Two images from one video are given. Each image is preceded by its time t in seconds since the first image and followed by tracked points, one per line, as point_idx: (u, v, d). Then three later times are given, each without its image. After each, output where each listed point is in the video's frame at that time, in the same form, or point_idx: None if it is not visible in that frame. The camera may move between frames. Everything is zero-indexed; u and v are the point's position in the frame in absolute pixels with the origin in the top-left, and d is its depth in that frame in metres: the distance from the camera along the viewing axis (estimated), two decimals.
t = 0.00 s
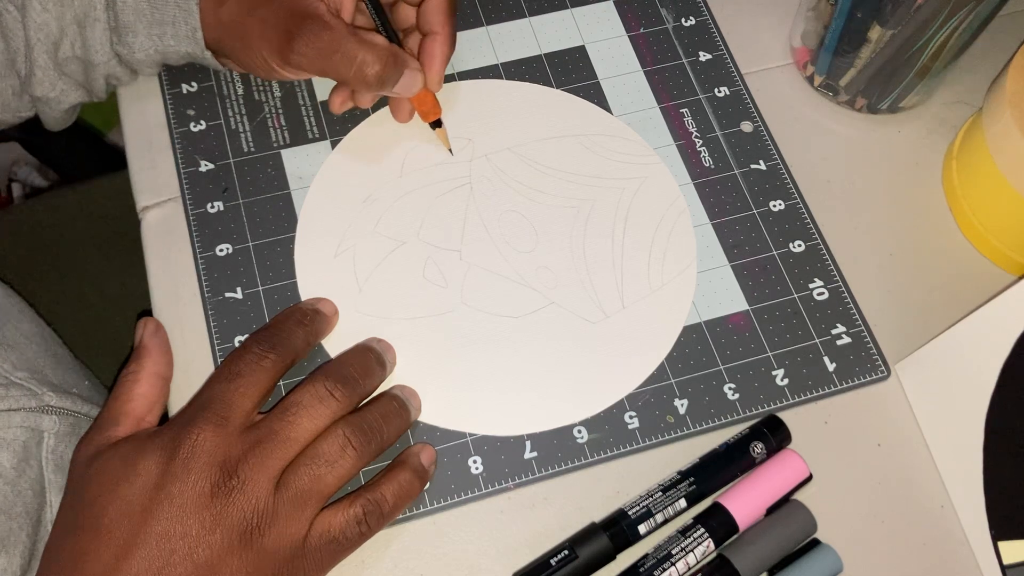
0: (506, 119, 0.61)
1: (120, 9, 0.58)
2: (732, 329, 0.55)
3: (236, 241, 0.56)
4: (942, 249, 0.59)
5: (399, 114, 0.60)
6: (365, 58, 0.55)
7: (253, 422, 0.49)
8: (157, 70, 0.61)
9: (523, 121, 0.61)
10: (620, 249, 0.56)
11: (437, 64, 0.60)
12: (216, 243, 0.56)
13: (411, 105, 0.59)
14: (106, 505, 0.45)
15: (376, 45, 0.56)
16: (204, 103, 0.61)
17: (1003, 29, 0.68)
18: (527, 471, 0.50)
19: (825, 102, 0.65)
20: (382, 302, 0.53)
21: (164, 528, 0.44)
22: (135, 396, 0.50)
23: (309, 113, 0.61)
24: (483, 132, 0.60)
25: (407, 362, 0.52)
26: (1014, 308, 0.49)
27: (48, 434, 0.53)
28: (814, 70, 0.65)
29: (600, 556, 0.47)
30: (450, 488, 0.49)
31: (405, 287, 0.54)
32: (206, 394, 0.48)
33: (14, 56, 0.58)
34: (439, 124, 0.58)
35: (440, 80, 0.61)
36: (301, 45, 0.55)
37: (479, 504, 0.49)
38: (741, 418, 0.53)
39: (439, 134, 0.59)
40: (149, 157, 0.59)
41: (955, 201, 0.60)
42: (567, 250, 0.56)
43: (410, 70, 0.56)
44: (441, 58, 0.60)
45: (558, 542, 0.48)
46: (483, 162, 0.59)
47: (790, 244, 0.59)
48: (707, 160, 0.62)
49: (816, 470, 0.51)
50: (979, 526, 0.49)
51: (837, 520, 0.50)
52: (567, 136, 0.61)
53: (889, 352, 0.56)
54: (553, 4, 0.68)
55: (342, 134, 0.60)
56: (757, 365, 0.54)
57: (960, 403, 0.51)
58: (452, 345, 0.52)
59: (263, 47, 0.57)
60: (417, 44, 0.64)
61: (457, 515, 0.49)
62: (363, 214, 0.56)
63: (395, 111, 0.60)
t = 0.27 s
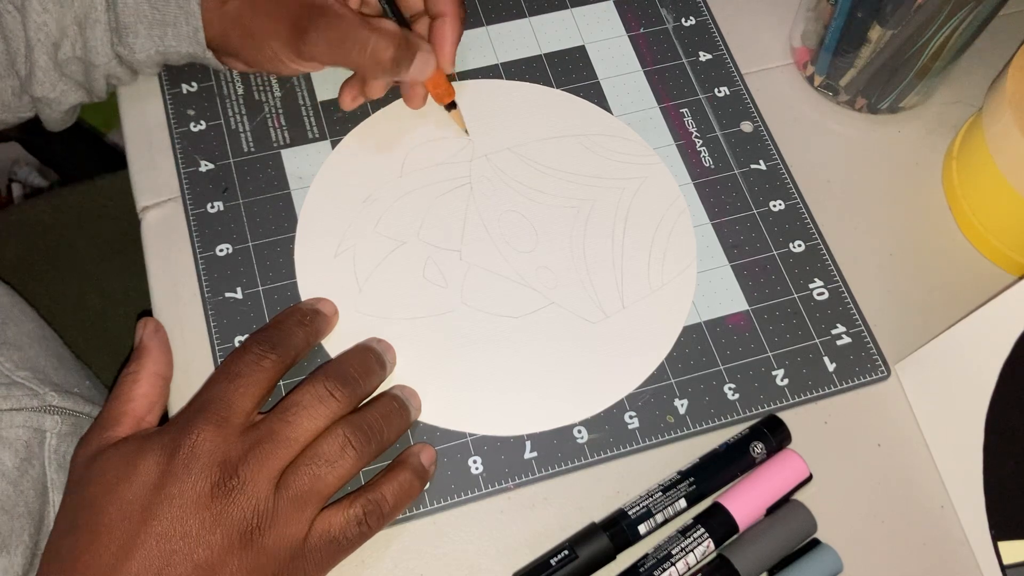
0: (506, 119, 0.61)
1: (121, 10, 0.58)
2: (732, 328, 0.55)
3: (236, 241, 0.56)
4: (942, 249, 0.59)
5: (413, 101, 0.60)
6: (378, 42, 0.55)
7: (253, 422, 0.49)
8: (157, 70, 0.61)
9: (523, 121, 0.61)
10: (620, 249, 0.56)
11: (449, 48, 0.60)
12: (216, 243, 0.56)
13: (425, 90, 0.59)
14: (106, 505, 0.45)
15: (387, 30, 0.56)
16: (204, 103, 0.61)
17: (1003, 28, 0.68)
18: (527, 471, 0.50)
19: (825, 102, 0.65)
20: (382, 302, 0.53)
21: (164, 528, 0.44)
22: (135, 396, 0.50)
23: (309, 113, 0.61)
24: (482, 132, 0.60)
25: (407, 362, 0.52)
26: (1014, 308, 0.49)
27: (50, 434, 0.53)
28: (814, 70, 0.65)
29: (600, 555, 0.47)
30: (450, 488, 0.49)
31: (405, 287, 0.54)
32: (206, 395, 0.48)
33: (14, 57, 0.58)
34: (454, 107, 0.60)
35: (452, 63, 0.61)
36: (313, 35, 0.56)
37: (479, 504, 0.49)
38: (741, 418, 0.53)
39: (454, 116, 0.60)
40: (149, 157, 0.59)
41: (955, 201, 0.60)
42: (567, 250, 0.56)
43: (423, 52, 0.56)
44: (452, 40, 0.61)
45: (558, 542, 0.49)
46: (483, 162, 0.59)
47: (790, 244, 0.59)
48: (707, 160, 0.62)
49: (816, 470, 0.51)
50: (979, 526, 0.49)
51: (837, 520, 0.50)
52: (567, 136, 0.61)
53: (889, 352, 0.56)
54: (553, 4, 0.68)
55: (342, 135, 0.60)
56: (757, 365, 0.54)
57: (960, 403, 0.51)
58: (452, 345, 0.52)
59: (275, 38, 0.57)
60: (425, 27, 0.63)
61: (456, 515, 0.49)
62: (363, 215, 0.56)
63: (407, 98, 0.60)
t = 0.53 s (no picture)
0: (506, 119, 0.61)
1: None
2: (732, 329, 0.55)
3: (236, 241, 0.56)
4: (942, 249, 0.59)
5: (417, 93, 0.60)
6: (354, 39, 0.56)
7: (253, 423, 0.49)
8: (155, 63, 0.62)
9: (523, 121, 0.61)
10: (620, 249, 0.56)
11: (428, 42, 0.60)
12: (216, 243, 0.56)
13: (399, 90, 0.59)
14: (106, 506, 0.45)
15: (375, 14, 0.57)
16: (204, 103, 0.61)
17: (1003, 28, 0.68)
18: (527, 471, 0.50)
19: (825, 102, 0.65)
20: (382, 302, 0.53)
21: (164, 529, 0.44)
22: (135, 396, 0.50)
23: (309, 113, 0.61)
24: (482, 132, 0.60)
25: (407, 362, 0.52)
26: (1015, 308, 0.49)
27: (50, 439, 0.53)
28: (814, 70, 0.65)
29: (600, 556, 0.47)
30: (450, 488, 0.49)
31: (405, 286, 0.54)
32: (206, 395, 0.48)
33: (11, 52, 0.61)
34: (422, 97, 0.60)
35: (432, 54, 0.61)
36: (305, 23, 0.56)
37: (479, 504, 0.49)
38: (741, 418, 0.53)
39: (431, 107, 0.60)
40: (149, 157, 0.59)
41: (955, 201, 0.60)
42: (567, 250, 0.56)
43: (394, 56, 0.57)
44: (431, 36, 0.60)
45: (558, 543, 0.48)
46: (483, 162, 0.59)
47: (789, 244, 0.59)
48: (707, 160, 0.62)
49: (816, 470, 0.51)
50: (979, 526, 0.49)
51: (837, 520, 0.50)
52: (567, 136, 0.61)
53: (889, 352, 0.56)
54: (553, 4, 0.68)
55: (342, 134, 0.60)
56: (757, 365, 0.54)
57: (960, 403, 0.51)
58: (452, 345, 0.52)
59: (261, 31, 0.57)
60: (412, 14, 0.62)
61: (456, 515, 0.49)
62: (363, 215, 0.56)
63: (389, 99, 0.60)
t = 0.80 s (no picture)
0: (505, 119, 0.61)
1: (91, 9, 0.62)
2: (732, 328, 0.55)
3: (236, 241, 0.56)
4: (942, 249, 0.59)
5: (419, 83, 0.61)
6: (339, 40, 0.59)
7: (252, 425, 0.49)
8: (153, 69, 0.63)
9: (524, 120, 0.61)
10: (620, 250, 0.56)
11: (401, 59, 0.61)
12: (216, 243, 0.56)
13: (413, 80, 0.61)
14: (105, 508, 0.45)
15: None
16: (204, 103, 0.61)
17: (1003, 28, 0.68)
18: (527, 471, 0.50)
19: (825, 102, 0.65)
20: (382, 302, 0.53)
21: (163, 531, 0.45)
22: (133, 396, 0.50)
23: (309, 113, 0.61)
24: (483, 132, 0.60)
25: (407, 362, 0.52)
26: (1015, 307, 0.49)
27: (33, 441, 0.53)
28: (814, 70, 0.65)
29: (600, 555, 0.47)
30: (450, 488, 0.49)
31: (405, 286, 0.54)
32: (205, 397, 0.48)
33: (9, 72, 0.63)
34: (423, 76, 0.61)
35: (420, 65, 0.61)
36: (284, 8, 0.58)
37: (479, 504, 0.49)
38: (741, 418, 0.53)
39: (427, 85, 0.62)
40: (149, 157, 0.59)
41: (955, 201, 0.60)
42: (567, 251, 0.56)
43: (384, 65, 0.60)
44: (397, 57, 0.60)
45: (558, 542, 0.48)
46: (483, 162, 0.59)
47: (789, 244, 0.59)
48: (707, 160, 0.62)
49: (816, 470, 0.51)
50: (979, 526, 0.49)
51: (837, 520, 0.50)
52: (567, 136, 0.61)
53: (890, 352, 0.56)
54: (553, 4, 0.68)
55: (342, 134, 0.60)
56: (757, 365, 0.54)
57: (960, 403, 0.50)
58: (452, 345, 0.52)
59: (238, 16, 0.58)
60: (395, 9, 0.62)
61: (456, 514, 0.49)
62: (363, 214, 0.56)
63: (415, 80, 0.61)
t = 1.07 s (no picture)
0: (505, 119, 0.61)
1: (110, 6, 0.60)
2: (732, 328, 0.55)
3: (236, 241, 0.56)
4: (943, 249, 0.59)
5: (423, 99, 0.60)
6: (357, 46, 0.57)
7: (253, 429, 0.49)
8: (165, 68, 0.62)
9: (524, 121, 0.61)
10: (620, 251, 0.56)
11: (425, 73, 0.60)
12: (216, 243, 0.56)
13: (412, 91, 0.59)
14: (105, 510, 0.45)
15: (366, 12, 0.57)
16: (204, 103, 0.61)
17: (1002, 28, 0.68)
18: (527, 471, 0.50)
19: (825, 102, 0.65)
20: (382, 302, 0.53)
21: (164, 535, 0.45)
22: (131, 395, 0.50)
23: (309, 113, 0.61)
24: (483, 132, 0.60)
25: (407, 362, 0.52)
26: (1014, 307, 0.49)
27: (18, 439, 0.53)
28: (814, 70, 0.65)
29: (600, 555, 0.47)
30: (450, 488, 0.49)
31: (405, 287, 0.54)
32: (206, 401, 0.48)
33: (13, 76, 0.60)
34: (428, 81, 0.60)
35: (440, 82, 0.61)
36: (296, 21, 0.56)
37: (479, 504, 0.49)
38: (741, 417, 0.53)
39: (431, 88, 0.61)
40: (149, 158, 0.59)
41: (955, 201, 0.60)
42: (568, 252, 0.56)
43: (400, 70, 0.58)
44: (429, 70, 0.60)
45: (558, 542, 0.49)
46: (484, 163, 0.59)
47: (790, 244, 0.59)
48: (707, 160, 0.62)
49: (816, 470, 0.51)
50: (979, 526, 0.49)
51: (837, 519, 0.50)
52: (569, 137, 0.61)
53: (890, 352, 0.56)
54: (552, 4, 0.68)
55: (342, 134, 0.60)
56: (757, 365, 0.54)
57: (960, 403, 0.50)
58: (453, 345, 0.52)
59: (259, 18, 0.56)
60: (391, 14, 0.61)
61: (457, 514, 0.49)
62: (363, 214, 0.56)
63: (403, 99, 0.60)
